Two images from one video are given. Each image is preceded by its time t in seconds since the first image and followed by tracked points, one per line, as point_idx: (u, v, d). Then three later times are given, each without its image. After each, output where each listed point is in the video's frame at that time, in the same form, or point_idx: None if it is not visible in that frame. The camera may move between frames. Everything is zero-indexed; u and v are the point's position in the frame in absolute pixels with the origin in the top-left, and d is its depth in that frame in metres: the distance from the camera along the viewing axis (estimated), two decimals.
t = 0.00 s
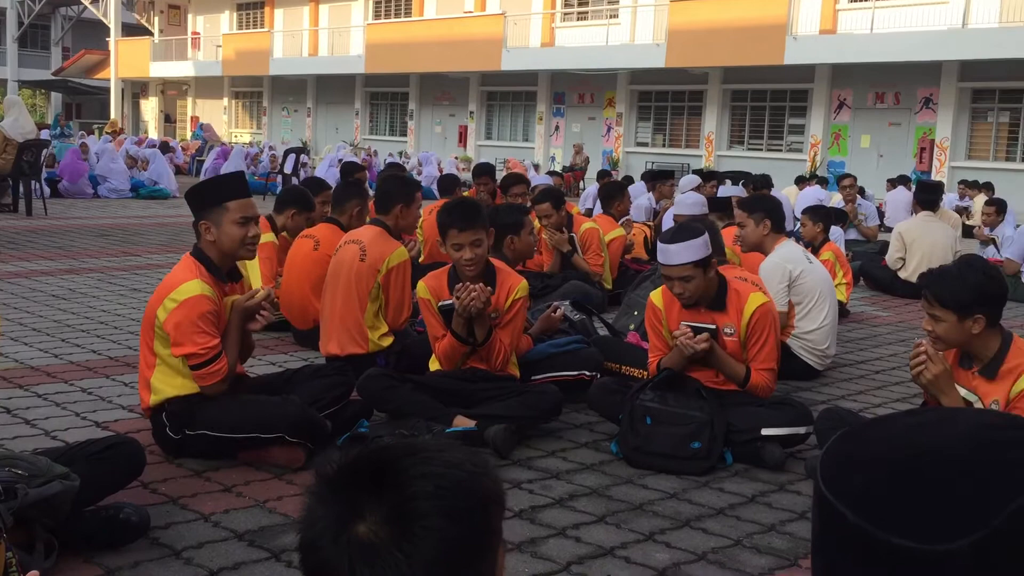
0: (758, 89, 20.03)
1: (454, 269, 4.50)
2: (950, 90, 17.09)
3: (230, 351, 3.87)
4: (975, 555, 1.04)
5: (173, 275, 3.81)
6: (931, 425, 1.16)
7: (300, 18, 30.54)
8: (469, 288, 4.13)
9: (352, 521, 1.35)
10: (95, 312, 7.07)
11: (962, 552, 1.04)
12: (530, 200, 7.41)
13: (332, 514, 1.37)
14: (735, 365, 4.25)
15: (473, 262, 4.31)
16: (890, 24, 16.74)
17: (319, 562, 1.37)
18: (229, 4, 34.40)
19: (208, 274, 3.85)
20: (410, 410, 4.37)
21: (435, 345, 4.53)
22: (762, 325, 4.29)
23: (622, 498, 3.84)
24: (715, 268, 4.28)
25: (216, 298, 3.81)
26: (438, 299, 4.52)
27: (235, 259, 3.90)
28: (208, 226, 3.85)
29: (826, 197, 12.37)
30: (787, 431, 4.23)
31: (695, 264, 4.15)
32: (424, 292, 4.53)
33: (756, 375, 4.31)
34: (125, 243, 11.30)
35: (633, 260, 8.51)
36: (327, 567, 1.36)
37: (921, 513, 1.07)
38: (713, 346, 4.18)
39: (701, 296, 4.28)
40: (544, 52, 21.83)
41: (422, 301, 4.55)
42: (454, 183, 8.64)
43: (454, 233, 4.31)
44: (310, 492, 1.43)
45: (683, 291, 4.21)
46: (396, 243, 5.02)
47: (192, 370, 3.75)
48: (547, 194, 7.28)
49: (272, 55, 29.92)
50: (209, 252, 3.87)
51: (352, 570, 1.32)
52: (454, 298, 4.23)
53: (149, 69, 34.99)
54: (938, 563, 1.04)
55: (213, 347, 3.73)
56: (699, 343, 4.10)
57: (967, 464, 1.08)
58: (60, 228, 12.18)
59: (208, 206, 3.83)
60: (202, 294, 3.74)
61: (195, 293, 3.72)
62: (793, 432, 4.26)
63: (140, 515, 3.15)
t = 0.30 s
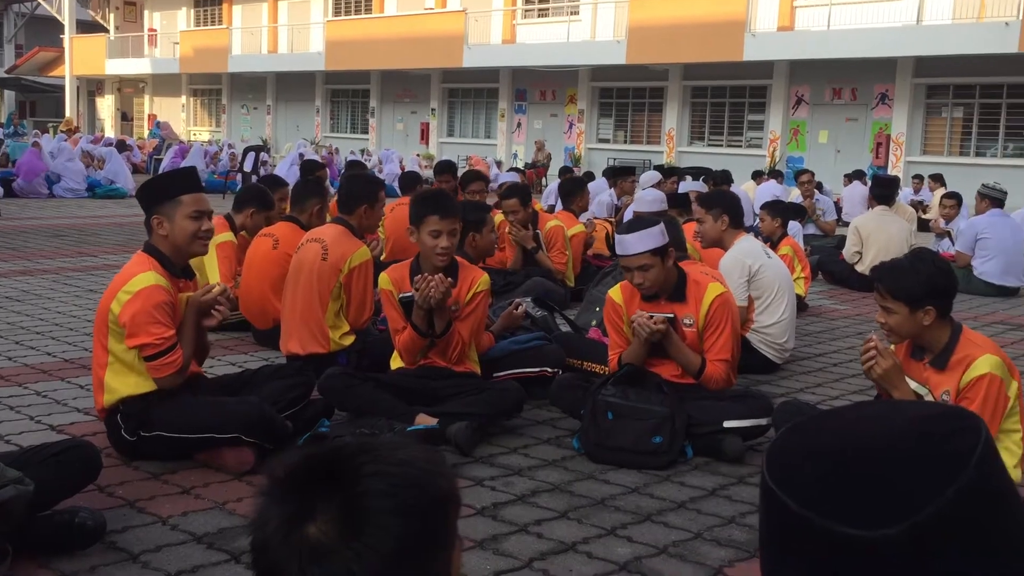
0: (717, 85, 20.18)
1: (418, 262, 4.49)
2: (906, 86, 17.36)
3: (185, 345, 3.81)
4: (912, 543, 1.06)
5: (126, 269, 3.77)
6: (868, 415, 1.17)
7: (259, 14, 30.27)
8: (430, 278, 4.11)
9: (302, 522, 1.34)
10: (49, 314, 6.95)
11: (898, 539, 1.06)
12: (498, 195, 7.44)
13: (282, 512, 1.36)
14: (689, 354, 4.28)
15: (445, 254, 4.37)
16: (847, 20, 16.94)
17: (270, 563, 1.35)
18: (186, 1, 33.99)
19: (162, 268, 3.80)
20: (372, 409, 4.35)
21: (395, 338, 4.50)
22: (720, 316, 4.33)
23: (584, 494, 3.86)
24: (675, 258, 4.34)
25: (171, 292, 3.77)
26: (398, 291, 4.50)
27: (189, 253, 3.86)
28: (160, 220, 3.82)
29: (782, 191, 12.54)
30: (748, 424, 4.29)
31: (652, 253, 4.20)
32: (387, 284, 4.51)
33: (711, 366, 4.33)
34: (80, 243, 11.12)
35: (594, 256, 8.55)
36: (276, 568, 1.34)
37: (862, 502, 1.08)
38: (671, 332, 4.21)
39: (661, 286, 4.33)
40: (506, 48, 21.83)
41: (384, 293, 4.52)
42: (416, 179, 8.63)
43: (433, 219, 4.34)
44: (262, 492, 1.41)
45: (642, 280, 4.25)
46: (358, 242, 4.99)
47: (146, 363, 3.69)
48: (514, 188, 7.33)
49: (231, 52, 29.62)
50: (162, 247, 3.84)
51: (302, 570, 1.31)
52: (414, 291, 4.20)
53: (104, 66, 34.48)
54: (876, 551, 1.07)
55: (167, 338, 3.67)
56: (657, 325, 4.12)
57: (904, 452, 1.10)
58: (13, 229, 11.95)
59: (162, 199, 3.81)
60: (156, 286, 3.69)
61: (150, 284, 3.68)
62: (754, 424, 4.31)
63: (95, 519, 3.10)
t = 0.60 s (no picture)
0: (673, 82, 20.34)
1: (384, 259, 4.48)
2: (857, 81, 17.64)
3: (146, 347, 3.79)
4: (855, 535, 1.07)
5: (82, 271, 3.71)
6: (815, 405, 1.19)
7: (212, 10, 29.93)
8: (393, 284, 4.09)
9: (253, 523, 1.33)
10: None
11: (843, 531, 1.07)
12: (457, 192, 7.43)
13: (232, 514, 1.35)
14: (639, 350, 4.26)
15: (416, 249, 4.35)
16: (800, 17, 17.19)
17: (220, 564, 1.34)
18: None
19: (120, 271, 3.76)
20: (328, 408, 4.32)
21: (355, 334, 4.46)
22: (672, 314, 4.33)
23: (542, 489, 3.87)
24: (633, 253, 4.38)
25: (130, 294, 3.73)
26: (364, 287, 4.46)
27: (145, 253, 3.82)
28: (116, 222, 3.77)
29: (738, 186, 12.68)
30: (704, 417, 4.32)
31: (609, 239, 4.25)
32: (351, 279, 4.47)
33: (657, 364, 4.31)
34: (29, 244, 10.93)
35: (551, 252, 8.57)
36: (225, 569, 1.33)
37: (807, 494, 1.09)
38: (626, 323, 4.21)
39: (617, 277, 4.37)
40: (462, 45, 21.81)
41: (348, 287, 4.48)
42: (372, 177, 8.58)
43: (409, 212, 4.32)
44: (212, 493, 1.40)
45: (598, 265, 4.30)
46: (313, 240, 4.96)
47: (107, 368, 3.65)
48: (474, 185, 7.33)
49: (183, 49, 29.25)
50: (119, 249, 3.78)
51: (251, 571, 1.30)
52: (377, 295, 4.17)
53: (53, 63, 33.88)
54: (821, 543, 1.08)
55: (130, 343, 3.64)
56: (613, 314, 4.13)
57: (849, 442, 1.11)
58: None
59: (117, 201, 3.75)
60: (118, 289, 3.65)
61: (111, 288, 3.64)
62: (711, 418, 4.35)
63: (44, 524, 3.05)
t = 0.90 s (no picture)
0: (625, 77, 20.47)
1: (340, 256, 4.45)
2: (805, 76, 17.90)
3: (99, 353, 3.77)
4: (798, 526, 1.08)
5: (32, 278, 3.65)
6: (757, 396, 1.19)
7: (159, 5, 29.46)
8: (353, 283, 4.07)
9: (183, 525, 1.31)
10: None
11: (786, 522, 1.08)
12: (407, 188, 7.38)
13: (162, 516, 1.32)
14: (594, 347, 4.35)
15: (370, 245, 4.31)
16: (748, 12, 17.43)
17: (149, 566, 1.33)
18: None
19: (72, 276, 3.69)
20: (278, 407, 4.28)
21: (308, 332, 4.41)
22: (629, 314, 4.41)
23: (495, 484, 3.87)
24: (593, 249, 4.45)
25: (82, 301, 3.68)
26: (319, 286, 4.41)
27: (98, 258, 3.76)
28: (68, 228, 3.69)
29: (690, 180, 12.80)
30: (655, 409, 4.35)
31: (568, 232, 4.32)
32: (306, 276, 4.41)
33: (612, 362, 4.39)
34: None
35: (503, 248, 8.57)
36: (153, 572, 1.31)
37: (745, 483, 1.10)
38: (581, 318, 4.29)
39: (575, 271, 4.44)
40: (414, 40, 21.74)
41: (302, 284, 4.42)
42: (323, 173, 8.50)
43: (364, 208, 4.25)
44: (140, 497, 1.37)
45: (554, 256, 4.37)
46: (263, 237, 4.91)
47: (61, 377, 3.64)
48: (423, 181, 7.29)
49: (129, 44, 28.76)
50: (71, 254, 3.71)
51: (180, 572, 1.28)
52: (334, 293, 4.14)
53: None
54: (766, 534, 1.09)
55: (85, 354, 3.63)
56: (569, 308, 4.21)
57: (793, 432, 1.12)
58: None
59: (68, 207, 3.66)
60: (72, 299, 3.61)
61: (65, 298, 3.60)
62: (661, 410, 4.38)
63: None
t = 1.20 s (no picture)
0: (577, 72, 20.54)
1: (286, 254, 4.40)
2: (754, 71, 18.11)
3: (43, 357, 3.70)
4: (741, 518, 1.08)
5: None
6: (701, 387, 1.19)
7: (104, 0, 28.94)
8: (301, 280, 4.03)
9: (114, 527, 1.28)
10: None
11: (729, 515, 1.08)
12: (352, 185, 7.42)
13: (94, 521, 1.30)
14: (548, 344, 4.35)
15: (313, 244, 4.27)
16: (699, 8, 17.61)
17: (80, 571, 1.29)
18: None
19: (18, 281, 3.62)
20: (227, 406, 4.22)
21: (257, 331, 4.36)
22: (584, 313, 4.43)
23: (448, 480, 3.86)
24: (549, 246, 4.46)
25: (25, 304, 3.61)
26: (265, 284, 4.36)
27: (46, 261, 3.67)
28: (14, 232, 3.59)
29: (643, 175, 12.89)
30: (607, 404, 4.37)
31: (525, 228, 4.34)
32: (252, 275, 4.36)
33: (565, 359, 4.39)
34: None
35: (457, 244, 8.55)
36: None
37: (683, 474, 1.10)
38: (536, 314, 4.29)
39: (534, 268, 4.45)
40: (366, 36, 21.60)
41: (248, 283, 4.37)
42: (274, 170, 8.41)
43: (302, 207, 4.22)
44: (68, 501, 1.34)
45: (511, 250, 4.38)
46: (214, 235, 4.85)
47: (5, 384, 3.58)
48: (368, 176, 7.32)
49: (73, 40, 28.24)
50: (17, 258, 3.62)
51: (112, 575, 1.26)
52: (284, 291, 4.10)
53: None
54: (709, 529, 1.09)
55: (25, 360, 3.56)
56: (525, 304, 4.21)
57: (736, 424, 1.12)
58: None
59: (14, 211, 3.56)
60: (12, 304, 3.54)
61: (6, 303, 3.53)
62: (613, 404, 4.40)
63: None
